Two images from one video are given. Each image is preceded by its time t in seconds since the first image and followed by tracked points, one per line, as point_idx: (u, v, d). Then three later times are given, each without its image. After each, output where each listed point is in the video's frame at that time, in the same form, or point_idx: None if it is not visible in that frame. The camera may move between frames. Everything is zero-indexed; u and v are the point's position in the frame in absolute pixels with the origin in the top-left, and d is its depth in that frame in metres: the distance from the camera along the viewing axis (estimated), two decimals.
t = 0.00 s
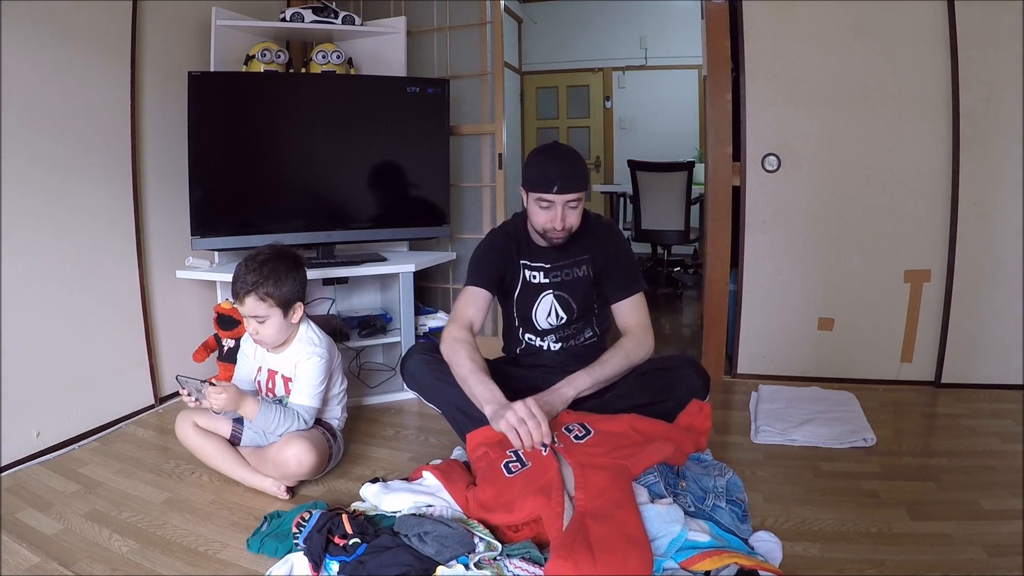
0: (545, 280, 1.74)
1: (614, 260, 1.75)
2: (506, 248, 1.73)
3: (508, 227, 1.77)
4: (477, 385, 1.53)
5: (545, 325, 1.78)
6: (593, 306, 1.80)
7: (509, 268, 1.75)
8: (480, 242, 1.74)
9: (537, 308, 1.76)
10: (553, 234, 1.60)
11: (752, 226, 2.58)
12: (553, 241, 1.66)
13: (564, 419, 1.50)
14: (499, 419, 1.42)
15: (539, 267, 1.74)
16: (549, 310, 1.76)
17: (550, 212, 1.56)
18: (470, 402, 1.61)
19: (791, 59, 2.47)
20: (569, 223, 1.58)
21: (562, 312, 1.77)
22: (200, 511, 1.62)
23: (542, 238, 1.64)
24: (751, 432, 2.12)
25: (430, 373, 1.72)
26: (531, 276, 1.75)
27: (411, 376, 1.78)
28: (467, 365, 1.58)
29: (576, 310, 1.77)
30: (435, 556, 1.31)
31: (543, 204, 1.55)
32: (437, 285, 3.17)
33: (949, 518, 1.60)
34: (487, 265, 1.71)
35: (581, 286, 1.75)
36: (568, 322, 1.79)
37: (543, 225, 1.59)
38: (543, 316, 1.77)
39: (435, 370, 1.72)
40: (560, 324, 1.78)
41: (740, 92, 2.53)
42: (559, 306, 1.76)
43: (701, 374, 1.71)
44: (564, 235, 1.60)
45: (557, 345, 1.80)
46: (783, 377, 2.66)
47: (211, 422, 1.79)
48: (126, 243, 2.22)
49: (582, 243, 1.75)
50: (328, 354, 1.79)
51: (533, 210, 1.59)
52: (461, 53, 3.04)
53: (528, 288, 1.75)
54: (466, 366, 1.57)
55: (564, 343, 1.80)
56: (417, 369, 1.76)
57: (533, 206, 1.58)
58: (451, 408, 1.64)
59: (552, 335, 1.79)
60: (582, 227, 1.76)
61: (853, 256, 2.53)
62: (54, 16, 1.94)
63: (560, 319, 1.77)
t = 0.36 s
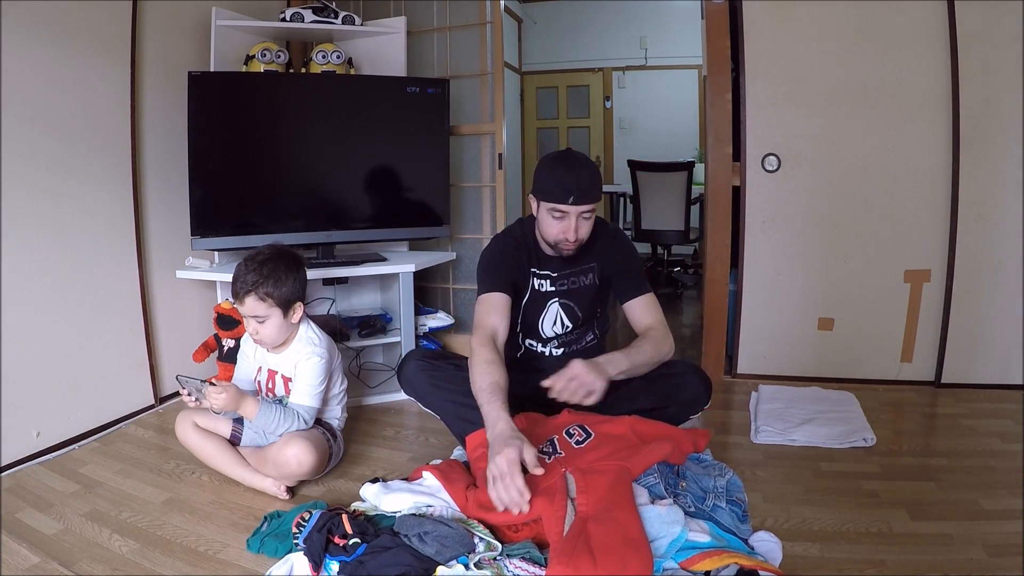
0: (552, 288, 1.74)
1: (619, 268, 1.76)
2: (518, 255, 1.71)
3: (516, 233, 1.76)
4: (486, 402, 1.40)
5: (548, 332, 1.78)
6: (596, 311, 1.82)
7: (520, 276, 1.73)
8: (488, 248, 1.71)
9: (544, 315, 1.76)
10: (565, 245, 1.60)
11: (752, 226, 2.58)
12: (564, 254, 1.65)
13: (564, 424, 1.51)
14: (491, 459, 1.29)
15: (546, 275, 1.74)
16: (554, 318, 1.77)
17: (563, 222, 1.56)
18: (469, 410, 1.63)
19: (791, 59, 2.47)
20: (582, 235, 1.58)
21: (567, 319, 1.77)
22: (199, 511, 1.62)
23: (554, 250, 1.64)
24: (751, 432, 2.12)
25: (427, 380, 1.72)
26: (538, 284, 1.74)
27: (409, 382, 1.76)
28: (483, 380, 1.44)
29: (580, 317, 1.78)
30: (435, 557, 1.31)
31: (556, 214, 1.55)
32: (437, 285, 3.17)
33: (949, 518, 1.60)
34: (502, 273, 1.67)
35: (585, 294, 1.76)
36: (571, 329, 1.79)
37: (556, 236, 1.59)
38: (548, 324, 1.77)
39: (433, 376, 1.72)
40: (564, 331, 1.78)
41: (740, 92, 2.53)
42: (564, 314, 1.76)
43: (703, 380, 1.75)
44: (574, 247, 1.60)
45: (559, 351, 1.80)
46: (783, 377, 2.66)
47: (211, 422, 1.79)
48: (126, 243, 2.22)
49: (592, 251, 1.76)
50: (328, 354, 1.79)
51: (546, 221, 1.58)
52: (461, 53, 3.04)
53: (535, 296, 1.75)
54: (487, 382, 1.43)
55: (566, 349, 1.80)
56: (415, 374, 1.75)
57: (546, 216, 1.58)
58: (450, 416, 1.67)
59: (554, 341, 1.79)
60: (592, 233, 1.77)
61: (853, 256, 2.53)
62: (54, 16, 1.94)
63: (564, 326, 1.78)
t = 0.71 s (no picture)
0: (550, 289, 1.75)
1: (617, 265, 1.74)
2: (518, 256, 1.71)
3: (516, 234, 1.76)
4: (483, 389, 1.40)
5: (547, 335, 1.78)
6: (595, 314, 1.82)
7: (520, 277, 1.73)
8: (485, 248, 1.71)
9: (542, 317, 1.76)
10: (563, 241, 1.59)
11: (752, 226, 2.58)
12: (562, 251, 1.65)
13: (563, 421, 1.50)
14: (493, 438, 1.29)
15: (544, 276, 1.74)
16: (552, 320, 1.77)
17: (560, 216, 1.56)
18: (468, 412, 1.64)
19: (791, 59, 2.48)
20: (579, 231, 1.57)
21: (564, 322, 1.77)
22: (199, 511, 1.62)
23: (552, 246, 1.64)
24: (751, 432, 2.12)
25: (426, 381, 1.72)
26: (536, 285, 1.75)
27: (408, 384, 1.76)
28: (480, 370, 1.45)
29: (578, 320, 1.78)
30: (435, 557, 1.31)
31: (554, 207, 1.55)
32: (437, 285, 3.17)
33: (949, 518, 1.60)
34: (502, 271, 1.66)
35: (584, 296, 1.76)
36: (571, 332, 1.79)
37: (554, 231, 1.58)
38: (546, 326, 1.77)
39: (432, 379, 1.72)
40: (563, 334, 1.78)
41: (740, 92, 2.54)
42: (561, 316, 1.76)
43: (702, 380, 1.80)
44: (572, 243, 1.59)
45: (558, 353, 1.80)
46: (782, 377, 2.66)
47: (211, 422, 1.79)
48: (126, 243, 2.22)
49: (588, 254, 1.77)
50: (328, 354, 1.79)
51: (544, 216, 1.58)
52: (461, 53, 3.04)
53: (533, 297, 1.75)
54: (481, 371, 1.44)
55: (565, 351, 1.80)
56: (414, 378, 1.75)
57: (544, 210, 1.58)
58: (449, 417, 1.68)
59: (554, 344, 1.79)
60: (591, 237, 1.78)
61: (853, 256, 2.53)
62: (54, 16, 1.94)
63: (562, 329, 1.78)
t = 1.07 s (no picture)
0: (554, 284, 1.75)
1: (623, 264, 1.76)
2: (523, 249, 1.72)
3: (521, 228, 1.75)
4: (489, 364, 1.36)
5: (548, 330, 1.78)
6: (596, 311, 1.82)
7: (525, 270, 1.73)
8: (490, 242, 1.71)
9: (545, 311, 1.76)
10: (568, 233, 1.60)
11: (752, 226, 2.58)
12: (566, 244, 1.66)
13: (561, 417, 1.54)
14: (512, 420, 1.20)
15: (548, 271, 1.74)
16: (554, 315, 1.77)
17: (566, 208, 1.56)
18: (470, 410, 1.62)
19: (791, 59, 2.48)
20: (584, 223, 1.58)
21: (567, 318, 1.77)
22: (200, 511, 1.62)
23: (557, 239, 1.64)
24: (751, 432, 2.12)
25: (426, 380, 1.71)
26: (540, 279, 1.75)
27: (408, 383, 1.76)
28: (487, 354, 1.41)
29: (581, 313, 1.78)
30: (435, 556, 1.30)
31: (560, 199, 1.56)
32: (437, 285, 3.17)
33: (949, 518, 1.60)
34: (508, 263, 1.67)
35: (587, 292, 1.77)
36: (572, 328, 1.79)
37: (559, 222, 1.59)
38: (548, 321, 1.77)
39: (434, 379, 1.71)
40: (564, 329, 1.78)
41: (740, 92, 2.54)
42: (564, 311, 1.77)
43: (700, 381, 1.80)
44: (577, 235, 1.60)
45: (558, 349, 1.79)
46: (782, 377, 2.66)
47: (211, 422, 1.79)
48: (126, 243, 2.22)
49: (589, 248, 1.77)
50: (328, 354, 1.79)
51: (551, 207, 1.59)
52: (461, 53, 3.04)
53: (537, 292, 1.75)
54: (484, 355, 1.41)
55: (565, 347, 1.80)
56: (414, 376, 1.75)
57: (550, 202, 1.58)
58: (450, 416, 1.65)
59: (554, 339, 1.79)
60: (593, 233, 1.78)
61: (853, 256, 2.53)
62: (54, 16, 1.94)
63: (564, 324, 1.78)
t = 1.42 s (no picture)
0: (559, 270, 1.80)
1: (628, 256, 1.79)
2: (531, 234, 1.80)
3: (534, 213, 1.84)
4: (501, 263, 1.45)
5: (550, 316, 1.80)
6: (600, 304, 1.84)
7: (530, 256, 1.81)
8: (503, 226, 1.82)
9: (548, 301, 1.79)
10: (581, 217, 1.71)
11: (752, 226, 2.58)
12: (576, 228, 1.76)
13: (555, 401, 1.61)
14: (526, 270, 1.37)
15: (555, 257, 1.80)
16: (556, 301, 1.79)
17: (582, 191, 1.68)
18: (470, 406, 1.73)
19: (791, 59, 2.48)
20: (597, 208, 1.69)
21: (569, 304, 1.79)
22: (200, 511, 1.62)
23: (569, 222, 1.74)
24: (752, 432, 2.12)
25: (430, 371, 1.79)
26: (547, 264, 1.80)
27: (413, 375, 1.83)
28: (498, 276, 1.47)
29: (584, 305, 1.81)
30: (435, 556, 1.30)
31: (577, 182, 1.67)
32: (437, 285, 3.17)
33: (949, 518, 1.60)
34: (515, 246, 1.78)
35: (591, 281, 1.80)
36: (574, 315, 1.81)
37: (574, 204, 1.70)
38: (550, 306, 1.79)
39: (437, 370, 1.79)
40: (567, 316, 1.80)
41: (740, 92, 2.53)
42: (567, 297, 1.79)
43: (703, 381, 1.86)
44: (588, 219, 1.72)
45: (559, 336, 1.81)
46: (782, 377, 2.66)
47: (211, 422, 1.79)
48: (126, 243, 2.22)
49: (595, 240, 1.81)
50: (328, 354, 1.79)
51: (567, 190, 1.70)
52: (461, 53, 3.04)
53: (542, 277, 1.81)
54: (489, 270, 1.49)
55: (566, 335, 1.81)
56: (419, 369, 1.81)
57: (566, 185, 1.69)
58: (451, 407, 1.77)
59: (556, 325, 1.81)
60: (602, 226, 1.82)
61: (853, 257, 2.53)
62: (54, 16, 1.94)
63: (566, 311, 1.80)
